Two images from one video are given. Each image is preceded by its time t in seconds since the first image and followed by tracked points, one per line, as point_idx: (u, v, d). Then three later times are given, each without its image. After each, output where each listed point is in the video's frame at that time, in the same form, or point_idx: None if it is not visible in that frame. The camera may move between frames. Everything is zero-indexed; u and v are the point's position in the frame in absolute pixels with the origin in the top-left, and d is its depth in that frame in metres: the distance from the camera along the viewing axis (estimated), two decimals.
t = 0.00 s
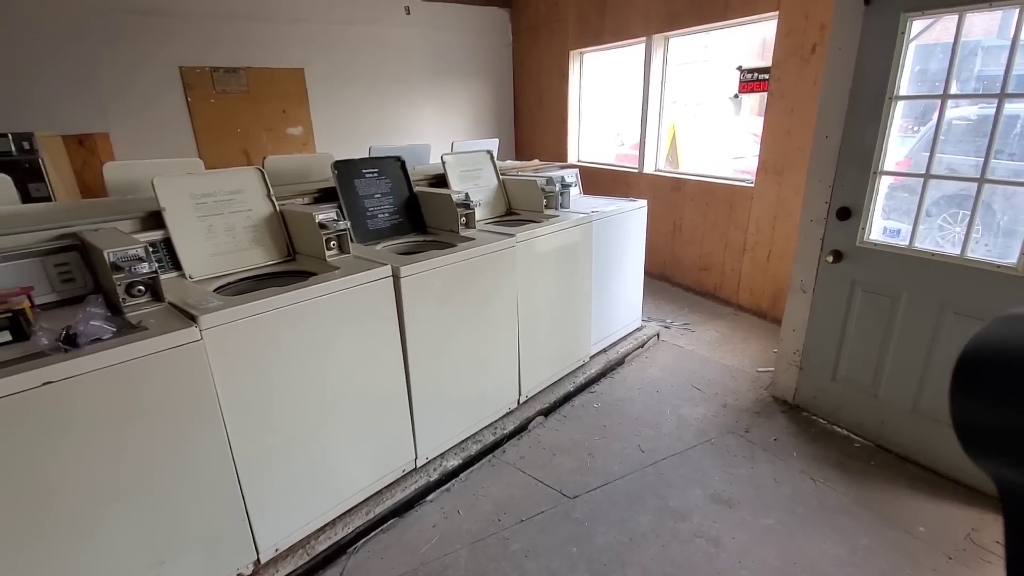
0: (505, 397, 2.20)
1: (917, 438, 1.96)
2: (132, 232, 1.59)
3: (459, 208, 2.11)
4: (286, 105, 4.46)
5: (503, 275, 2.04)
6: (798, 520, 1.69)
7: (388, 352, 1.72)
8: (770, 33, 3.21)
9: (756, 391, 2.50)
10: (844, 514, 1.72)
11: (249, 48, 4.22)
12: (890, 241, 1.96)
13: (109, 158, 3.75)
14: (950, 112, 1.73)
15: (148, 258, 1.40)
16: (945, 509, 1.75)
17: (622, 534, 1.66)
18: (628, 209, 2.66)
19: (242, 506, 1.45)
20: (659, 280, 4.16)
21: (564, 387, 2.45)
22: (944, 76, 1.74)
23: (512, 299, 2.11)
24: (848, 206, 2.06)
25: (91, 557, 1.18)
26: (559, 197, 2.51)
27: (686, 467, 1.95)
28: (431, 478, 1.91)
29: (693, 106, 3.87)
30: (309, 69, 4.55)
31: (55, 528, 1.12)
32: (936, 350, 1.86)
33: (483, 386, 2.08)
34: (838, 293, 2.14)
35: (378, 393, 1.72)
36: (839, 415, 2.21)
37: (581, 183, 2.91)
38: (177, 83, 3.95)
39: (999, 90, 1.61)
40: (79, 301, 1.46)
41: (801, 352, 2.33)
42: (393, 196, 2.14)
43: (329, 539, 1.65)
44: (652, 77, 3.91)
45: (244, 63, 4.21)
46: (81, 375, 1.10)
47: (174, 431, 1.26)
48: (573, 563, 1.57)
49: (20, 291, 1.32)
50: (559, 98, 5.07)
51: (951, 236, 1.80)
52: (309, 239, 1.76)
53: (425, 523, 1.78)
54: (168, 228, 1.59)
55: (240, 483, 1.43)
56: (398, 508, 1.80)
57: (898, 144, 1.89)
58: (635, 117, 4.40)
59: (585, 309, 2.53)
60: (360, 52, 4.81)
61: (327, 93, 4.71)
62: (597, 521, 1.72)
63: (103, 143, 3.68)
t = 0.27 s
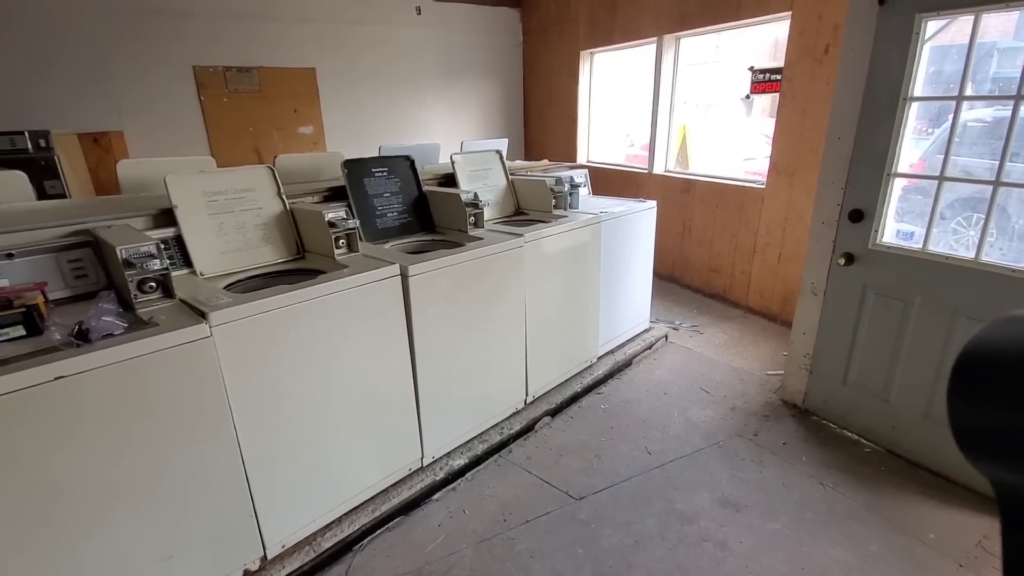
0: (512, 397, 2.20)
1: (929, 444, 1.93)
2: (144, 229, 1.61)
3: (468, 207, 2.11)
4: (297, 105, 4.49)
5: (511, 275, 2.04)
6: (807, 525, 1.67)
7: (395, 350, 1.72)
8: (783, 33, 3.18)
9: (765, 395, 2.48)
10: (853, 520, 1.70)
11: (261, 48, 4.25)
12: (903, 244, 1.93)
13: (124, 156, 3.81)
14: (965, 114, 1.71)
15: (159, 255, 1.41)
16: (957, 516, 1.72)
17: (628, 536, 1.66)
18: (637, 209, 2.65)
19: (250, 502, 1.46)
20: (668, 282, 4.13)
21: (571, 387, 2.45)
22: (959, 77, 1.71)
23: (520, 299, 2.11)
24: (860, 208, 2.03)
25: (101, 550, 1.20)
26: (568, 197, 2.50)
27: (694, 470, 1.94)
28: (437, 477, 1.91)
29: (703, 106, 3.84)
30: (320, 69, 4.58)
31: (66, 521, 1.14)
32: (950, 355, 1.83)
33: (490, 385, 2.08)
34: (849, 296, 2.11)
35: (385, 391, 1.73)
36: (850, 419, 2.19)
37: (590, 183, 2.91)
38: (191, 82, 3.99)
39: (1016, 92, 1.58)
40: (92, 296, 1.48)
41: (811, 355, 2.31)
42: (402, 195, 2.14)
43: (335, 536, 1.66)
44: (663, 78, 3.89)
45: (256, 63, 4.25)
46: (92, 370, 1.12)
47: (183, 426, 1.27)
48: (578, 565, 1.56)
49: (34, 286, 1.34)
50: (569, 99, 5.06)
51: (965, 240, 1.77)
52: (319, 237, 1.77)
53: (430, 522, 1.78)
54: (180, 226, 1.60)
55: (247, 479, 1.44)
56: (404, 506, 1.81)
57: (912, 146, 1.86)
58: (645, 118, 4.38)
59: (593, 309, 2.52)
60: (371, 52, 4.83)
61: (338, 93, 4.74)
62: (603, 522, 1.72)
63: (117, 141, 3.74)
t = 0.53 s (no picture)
0: (519, 397, 2.20)
1: (939, 449, 1.91)
2: (156, 227, 1.63)
3: (476, 208, 2.11)
4: (308, 105, 4.53)
5: (518, 275, 2.04)
6: (814, 530, 1.65)
7: (403, 349, 1.73)
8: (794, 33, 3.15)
9: (774, 398, 2.46)
10: (861, 525, 1.68)
11: (273, 49, 4.29)
12: (915, 247, 1.91)
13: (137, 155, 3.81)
14: (979, 116, 1.69)
15: (171, 253, 1.43)
16: (968, 523, 1.69)
17: (633, 538, 1.65)
18: (645, 210, 2.64)
19: (258, 498, 1.47)
20: (676, 283, 4.11)
21: (578, 388, 2.44)
22: (973, 79, 1.69)
23: (528, 299, 2.11)
24: (872, 211, 2.01)
25: (111, 544, 1.22)
26: (576, 198, 2.50)
27: (700, 473, 1.93)
28: (443, 476, 1.92)
29: (714, 107, 3.82)
30: (331, 69, 4.61)
31: (78, 514, 1.15)
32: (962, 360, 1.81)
33: (497, 385, 2.09)
34: (859, 299, 2.09)
35: (392, 390, 1.74)
36: (859, 424, 2.16)
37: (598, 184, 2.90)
38: (203, 82, 4.03)
39: None
40: (104, 294, 1.51)
41: (820, 358, 2.29)
42: (411, 195, 2.15)
43: (341, 533, 1.67)
44: (672, 79, 3.87)
45: (268, 63, 4.28)
46: (104, 367, 1.14)
47: (192, 422, 1.29)
48: (583, 566, 1.56)
49: (49, 283, 1.36)
50: (578, 99, 5.05)
51: (978, 243, 1.75)
52: (327, 237, 1.79)
53: (436, 521, 1.78)
54: (191, 224, 1.62)
55: (255, 475, 1.45)
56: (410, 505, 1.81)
57: (925, 148, 1.84)
58: (654, 119, 4.36)
59: (600, 311, 2.51)
60: (381, 53, 4.86)
61: (348, 93, 4.76)
62: (608, 524, 1.71)
63: (131, 140, 3.75)
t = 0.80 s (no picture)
0: (528, 397, 2.20)
1: (955, 455, 1.88)
2: (172, 225, 1.65)
3: (487, 208, 2.12)
4: (321, 105, 4.57)
5: (529, 275, 2.04)
6: (826, 535, 1.64)
7: (414, 348, 1.74)
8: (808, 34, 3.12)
9: (785, 401, 2.43)
10: (874, 530, 1.66)
11: (287, 49, 4.33)
12: (931, 249, 1.88)
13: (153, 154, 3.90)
14: (997, 117, 1.66)
15: (187, 250, 1.45)
16: (983, 530, 1.67)
17: (643, 540, 1.64)
18: (656, 211, 2.63)
19: (270, 494, 1.49)
20: (687, 285, 4.09)
21: (588, 389, 2.44)
22: (991, 80, 1.66)
23: (538, 299, 2.11)
24: (887, 213, 1.99)
25: (127, 536, 1.24)
26: (587, 199, 2.50)
27: (711, 475, 1.92)
28: (453, 475, 1.92)
29: (726, 108, 3.79)
30: (344, 69, 4.64)
31: (94, 507, 1.17)
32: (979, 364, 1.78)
33: (507, 384, 2.09)
34: (874, 302, 2.07)
35: (403, 388, 1.74)
36: (872, 428, 2.14)
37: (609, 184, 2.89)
38: (218, 82, 4.08)
39: None
40: (122, 290, 1.53)
41: (833, 362, 2.26)
42: (422, 194, 2.16)
43: (351, 530, 1.68)
44: (685, 79, 3.85)
45: (282, 64, 4.32)
46: (121, 362, 1.16)
47: (206, 417, 1.31)
48: (592, 567, 1.56)
49: (68, 280, 1.39)
50: (589, 100, 5.04)
51: (995, 246, 1.72)
52: (340, 236, 1.80)
53: (445, 520, 1.79)
54: (206, 223, 1.65)
55: (267, 471, 1.47)
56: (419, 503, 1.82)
57: (941, 150, 1.82)
58: (666, 120, 4.34)
59: (611, 311, 2.51)
60: (393, 54, 4.89)
61: (361, 94, 4.80)
62: (617, 525, 1.71)
63: (148, 140, 3.84)
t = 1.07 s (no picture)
0: (542, 398, 2.20)
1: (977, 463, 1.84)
2: (196, 225, 1.68)
3: (504, 209, 2.13)
4: (339, 106, 4.62)
5: (545, 276, 2.05)
6: (843, 542, 1.61)
7: (430, 348, 1.75)
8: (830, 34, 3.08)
9: (803, 406, 2.40)
10: (893, 538, 1.63)
11: (306, 51, 4.39)
12: (954, 254, 1.85)
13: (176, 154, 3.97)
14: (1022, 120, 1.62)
15: (211, 250, 1.48)
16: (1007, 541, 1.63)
17: (657, 543, 1.64)
18: (673, 213, 2.62)
19: (288, 489, 1.51)
20: (703, 287, 4.06)
21: (602, 391, 2.43)
22: (1016, 82, 1.63)
23: (553, 301, 2.12)
24: (909, 216, 1.95)
25: (151, 529, 1.27)
26: (603, 201, 2.49)
27: (726, 480, 1.90)
28: (467, 474, 1.93)
29: (744, 109, 3.76)
30: (362, 71, 4.69)
31: (121, 500, 1.21)
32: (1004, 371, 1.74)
33: (521, 385, 2.09)
34: (894, 307, 2.03)
35: (418, 388, 1.76)
36: (892, 434, 2.10)
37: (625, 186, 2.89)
38: (239, 84, 4.15)
39: None
40: (147, 288, 1.57)
41: (852, 367, 2.23)
42: (439, 195, 2.18)
43: (368, 527, 1.70)
44: (702, 80, 3.83)
45: (301, 65, 4.38)
46: (147, 359, 1.19)
47: (228, 414, 1.33)
48: (606, 569, 1.56)
49: (96, 277, 1.43)
50: (605, 101, 5.03)
51: (1019, 251, 1.68)
52: (358, 236, 1.82)
53: (459, 519, 1.80)
54: (229, 223, 1.68)
55: (286, 467, 1.49)
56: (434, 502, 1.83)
57: (965, 153, 1.78)
58: (683, 121, 4.32)
59: (626, 313, 2.50)
60: (410, 55, 4.92)
61: (378, 95, 4.84)
62: (631, 528, 1.70)
63: (171, 140, 3.91)
